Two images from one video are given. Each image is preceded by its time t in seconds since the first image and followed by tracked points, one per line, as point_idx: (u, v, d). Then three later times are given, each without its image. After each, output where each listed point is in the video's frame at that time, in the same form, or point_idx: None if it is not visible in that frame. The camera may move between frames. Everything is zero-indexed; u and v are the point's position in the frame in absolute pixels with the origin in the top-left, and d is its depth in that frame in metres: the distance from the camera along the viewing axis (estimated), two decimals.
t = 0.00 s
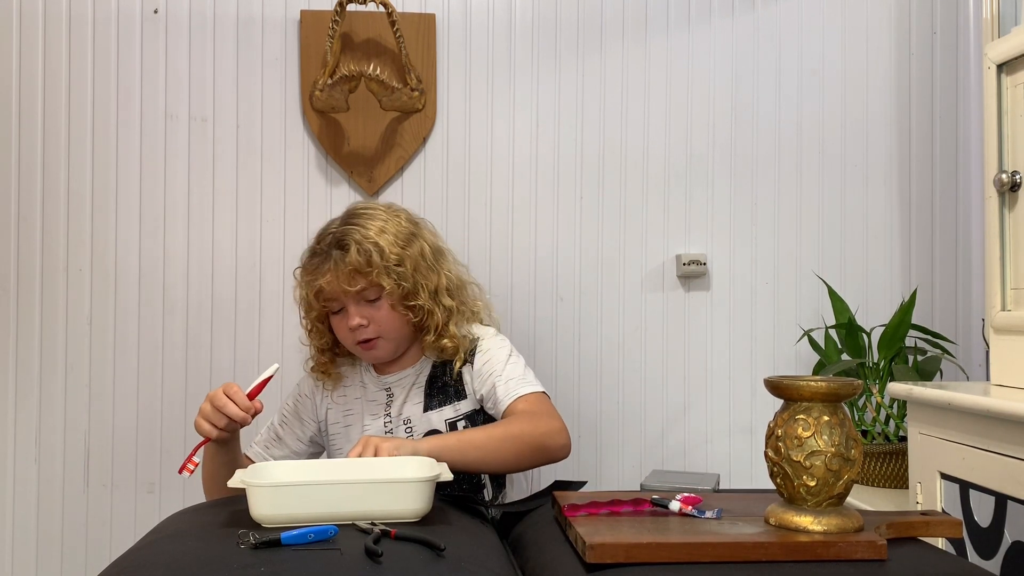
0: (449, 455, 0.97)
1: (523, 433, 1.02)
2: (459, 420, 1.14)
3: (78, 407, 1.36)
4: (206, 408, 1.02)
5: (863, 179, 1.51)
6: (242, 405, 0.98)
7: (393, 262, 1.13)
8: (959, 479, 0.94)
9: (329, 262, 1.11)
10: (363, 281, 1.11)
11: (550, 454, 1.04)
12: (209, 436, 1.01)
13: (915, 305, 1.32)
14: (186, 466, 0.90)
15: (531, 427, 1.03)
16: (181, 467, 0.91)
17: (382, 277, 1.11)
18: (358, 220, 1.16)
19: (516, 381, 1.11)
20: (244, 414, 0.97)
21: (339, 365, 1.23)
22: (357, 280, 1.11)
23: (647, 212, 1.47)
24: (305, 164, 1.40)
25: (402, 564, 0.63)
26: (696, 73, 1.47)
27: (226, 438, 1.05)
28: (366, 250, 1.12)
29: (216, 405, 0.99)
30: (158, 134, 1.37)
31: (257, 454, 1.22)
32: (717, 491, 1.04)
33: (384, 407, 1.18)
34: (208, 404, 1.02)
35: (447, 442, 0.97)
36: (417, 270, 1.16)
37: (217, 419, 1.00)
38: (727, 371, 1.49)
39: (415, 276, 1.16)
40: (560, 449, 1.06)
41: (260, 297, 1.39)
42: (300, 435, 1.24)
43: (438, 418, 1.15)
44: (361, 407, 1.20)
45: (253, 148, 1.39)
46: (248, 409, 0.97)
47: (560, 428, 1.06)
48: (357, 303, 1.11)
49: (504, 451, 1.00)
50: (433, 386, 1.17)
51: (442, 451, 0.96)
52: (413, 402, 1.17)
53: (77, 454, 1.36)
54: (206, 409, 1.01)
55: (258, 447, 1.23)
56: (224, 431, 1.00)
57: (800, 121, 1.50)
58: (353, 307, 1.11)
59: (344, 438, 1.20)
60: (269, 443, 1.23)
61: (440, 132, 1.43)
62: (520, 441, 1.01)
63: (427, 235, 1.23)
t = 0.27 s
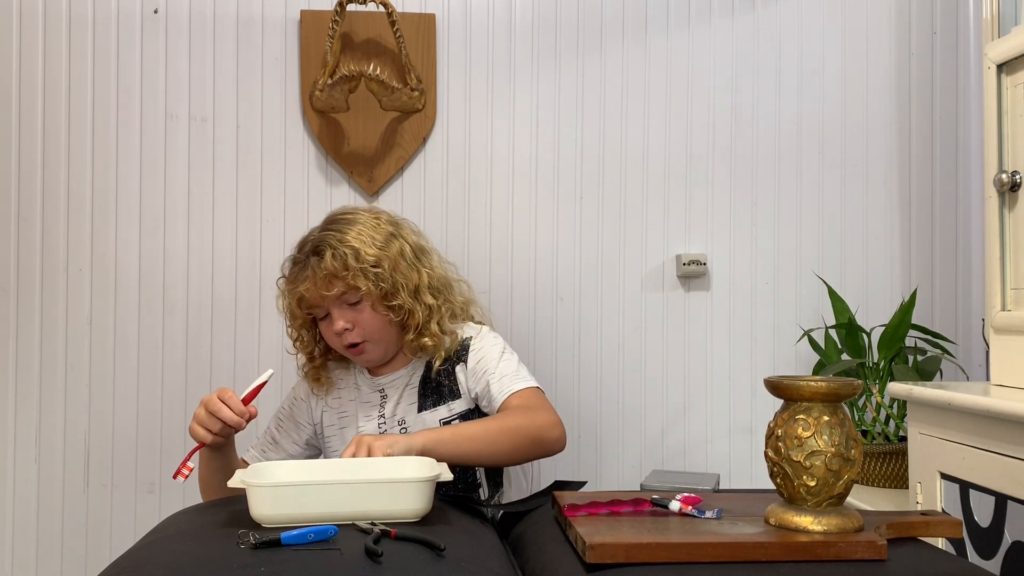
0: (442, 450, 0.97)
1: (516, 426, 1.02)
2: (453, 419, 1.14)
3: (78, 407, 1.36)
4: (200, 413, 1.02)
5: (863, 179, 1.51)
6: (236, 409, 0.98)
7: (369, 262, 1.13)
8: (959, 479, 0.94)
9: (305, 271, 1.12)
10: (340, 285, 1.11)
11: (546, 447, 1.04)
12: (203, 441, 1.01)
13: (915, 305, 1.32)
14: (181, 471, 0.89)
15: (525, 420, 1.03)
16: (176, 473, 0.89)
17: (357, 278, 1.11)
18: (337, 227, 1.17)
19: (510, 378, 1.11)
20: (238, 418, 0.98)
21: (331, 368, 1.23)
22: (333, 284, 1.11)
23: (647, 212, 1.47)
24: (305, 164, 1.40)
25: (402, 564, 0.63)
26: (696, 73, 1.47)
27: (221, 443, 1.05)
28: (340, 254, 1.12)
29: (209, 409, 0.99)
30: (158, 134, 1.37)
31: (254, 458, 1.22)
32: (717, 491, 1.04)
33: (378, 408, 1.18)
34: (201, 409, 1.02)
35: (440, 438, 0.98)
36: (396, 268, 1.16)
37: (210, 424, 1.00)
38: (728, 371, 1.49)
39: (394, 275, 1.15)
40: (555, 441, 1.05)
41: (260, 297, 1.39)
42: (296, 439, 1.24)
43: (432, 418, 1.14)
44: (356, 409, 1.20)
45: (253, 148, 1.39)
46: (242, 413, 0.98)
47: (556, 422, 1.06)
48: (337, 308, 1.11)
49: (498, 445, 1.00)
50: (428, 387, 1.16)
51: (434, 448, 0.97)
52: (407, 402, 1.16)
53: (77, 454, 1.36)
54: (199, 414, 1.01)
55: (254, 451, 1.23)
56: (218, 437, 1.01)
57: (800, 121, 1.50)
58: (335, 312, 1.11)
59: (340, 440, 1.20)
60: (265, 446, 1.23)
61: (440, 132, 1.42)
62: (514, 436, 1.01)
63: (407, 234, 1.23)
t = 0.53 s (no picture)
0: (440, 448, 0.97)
1: (513, 420, 1.02)
2: (451, 419, 1.14)
3: (78, 407, 1.36)
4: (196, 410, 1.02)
5: (863, 179, 1.51)
6: (232, 405, 0.98)
7: (366, 259, 1.14)
8: (959, 479, 0.94)
9: (303, 267, 1.12)
10: (337, 281, 1.11)
11: (544, 440, 1.04)
12: (198, 438, 1.01)
13: (915, 305, 1.32)
14: (180, 469, 0.89)
15: (521, 413, 1.03)
16: (175, 470, 0.89)
17: (354, 273, 1.11)
18: (335, 226, 1.17)
19: (505, 373, 1.11)
20: (233, 413, 0.98)
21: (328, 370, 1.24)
22: (330, 280, 1.11)
23: (647, 213, 1.47)
24: (305, 164, 1.40)
25: (402, 564, 0.63)
26: (696, 73, 1.48)
27: (217, 440, 1.05)
28: (337, 250, 1.13)
29: (205, 406, 0.99)
30: (158, 134, 1.37)
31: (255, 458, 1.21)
32: (717, 491, 1.04)
33: (377, 409, 1.18)
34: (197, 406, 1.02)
35: (437, 437, 0.98)
36: (393, 264, 1.16)
37: (206, 421, 1.00)
38: (727, 371, 1.49)
39: (391, 272, 1.15)
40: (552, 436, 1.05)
41: (260, 297, 1.39)
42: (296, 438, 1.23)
43: (430, 418, 1.14)
44: (355, 409, 1.20)
45: (253, 148, 1.39)
46: (237, 409, 0.98)
47: (552, 415, 1.06)
48: (334, 303, 1.11)
49: (495, 440, 1.00)
50: (425, 387, 1.16)
51: (431, 447, 0.96)
52: (405, 402, 1.17)
53: (77, 454, 1.36)
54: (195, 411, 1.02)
55: (254, 452, 1.22)
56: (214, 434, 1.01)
57: (800, 121, 1.50)
58: (331, 307, 1.11)
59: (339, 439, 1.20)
60: (265, 447, 1.23)
61: (440, 132, 1.43)
62: (511, 430, 1.01)
63: (406, 234, 1.23)
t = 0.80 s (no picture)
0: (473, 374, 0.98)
1: (545, 383, 1.04)
2: (453, 417, 1.15)
3: (78, 407, 1.36)
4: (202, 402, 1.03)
5: (863, 179, 1.51)
6: (235, 398, 0.99)
7: (391, 247, 1.17)
8: (959, 479, 0.94)
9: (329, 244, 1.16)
10: (361, 263, 1.14)
11: (561, 416, 1.06)
12: (203, 432, 1.02)
13: (915, 305, 1.32)
14: (185, 462, 0.91)
15: (555, 381, 1.05)
16: (180, 463, 0.91)
17: (379, 257, 1.14)
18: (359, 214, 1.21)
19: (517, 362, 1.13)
20: (236, 407, 0.98)
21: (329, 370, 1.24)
22: (355, 260, 1.14)
23: (647, 213, 1.47)
24: (305, 164, 1.40)
25: (402, 564, 0.63)
26: (696, 73, 1.48)
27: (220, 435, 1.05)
28: (365, 234, 1.16)
29: (210, 399, 1.00)
30: (158, 134, 1.37)
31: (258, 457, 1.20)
32: (717, 491, 1.04)
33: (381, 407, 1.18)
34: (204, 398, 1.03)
35: (479, 360, 0.99)
36: (414, 259, 1.19)
37: (209, 414, 1.01)
38: (727, 371, 1.49)
39: (413, 265, 1.18)
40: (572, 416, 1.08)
41: (260, 298, 1.39)
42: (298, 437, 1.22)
43: (433, 416, 1.15)
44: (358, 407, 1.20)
45: (253, 148, 1.39)
46: (240, 402, 0.99)
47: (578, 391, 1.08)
48: (355, 284, 1.14)
49: (523, 391, 1.02)
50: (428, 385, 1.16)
51: (471, 367, 0.97)
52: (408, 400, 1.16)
53: (77, 454, 1.36)
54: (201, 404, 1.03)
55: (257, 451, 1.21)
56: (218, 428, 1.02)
57: (800, 121, 1.50)
58: (351, 288, 1.13)
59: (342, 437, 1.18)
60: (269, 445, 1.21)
61: (440, 132, 1.43)
62: (535, 395, 1.03)
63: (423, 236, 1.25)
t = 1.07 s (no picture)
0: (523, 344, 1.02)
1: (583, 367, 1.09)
2: (462, 419, 1.17)
3: (78, 407, 1.36)
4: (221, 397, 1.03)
5: (863, 179, 1.51)
6: (258, 393, 1.00)
7: (419, 250, 1.22)
8: (959, 479, 0.94)
9: (361, 238, 1.21)
10: (390, 259, 1.19)
11: (589, 405, 1.11)
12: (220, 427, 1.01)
13: (915, 305, 1.32)
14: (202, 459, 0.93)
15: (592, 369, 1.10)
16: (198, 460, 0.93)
17: (407, 257, 1.20)
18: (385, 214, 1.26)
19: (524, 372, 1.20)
20: (259, 402, 0.99)
21: (337, 371, 1.27)
22: (385, 256, 1.20)
23: (647, 213, 1.47)
24: (305, 164, 1.40)
25: (402, 563, 0.63)
26: (696, 73, 1.48)
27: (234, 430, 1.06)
28: (396, 233, 1.22)
29: (230, 394, 1.00)
30: (158, 134, 1.37)
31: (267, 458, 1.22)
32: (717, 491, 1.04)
33: (388, 409, 1.19)
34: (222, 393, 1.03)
35: (536, 333, 1.02)
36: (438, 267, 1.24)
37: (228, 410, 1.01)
38: (727, 371, 1.49)
39: (438, 271, 1.24)
40: (599, 408, 1.12)
41: (260, 298, 1.40)
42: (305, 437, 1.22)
43: (442, 417, 1.17)
44: (365, 408, 1.21)
45: (253, 148, 1.39)
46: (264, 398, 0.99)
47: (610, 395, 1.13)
48: (380, 280, 1.19)
49: (563, 367, 1.06)
50: (438, 387, 1.19)
51: (529, 336, 1.01)
52: (417, 401, 1.19)
53: (77, 454, 1.36)
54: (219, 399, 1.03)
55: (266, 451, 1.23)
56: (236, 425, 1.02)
57: (800, 121, 1.50)
58: (376, 283, 1.19)
59: (348, 439, 1.20)
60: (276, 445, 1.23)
61: (440, 132, 1.43)
62: (572, 374, 1.07)
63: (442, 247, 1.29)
